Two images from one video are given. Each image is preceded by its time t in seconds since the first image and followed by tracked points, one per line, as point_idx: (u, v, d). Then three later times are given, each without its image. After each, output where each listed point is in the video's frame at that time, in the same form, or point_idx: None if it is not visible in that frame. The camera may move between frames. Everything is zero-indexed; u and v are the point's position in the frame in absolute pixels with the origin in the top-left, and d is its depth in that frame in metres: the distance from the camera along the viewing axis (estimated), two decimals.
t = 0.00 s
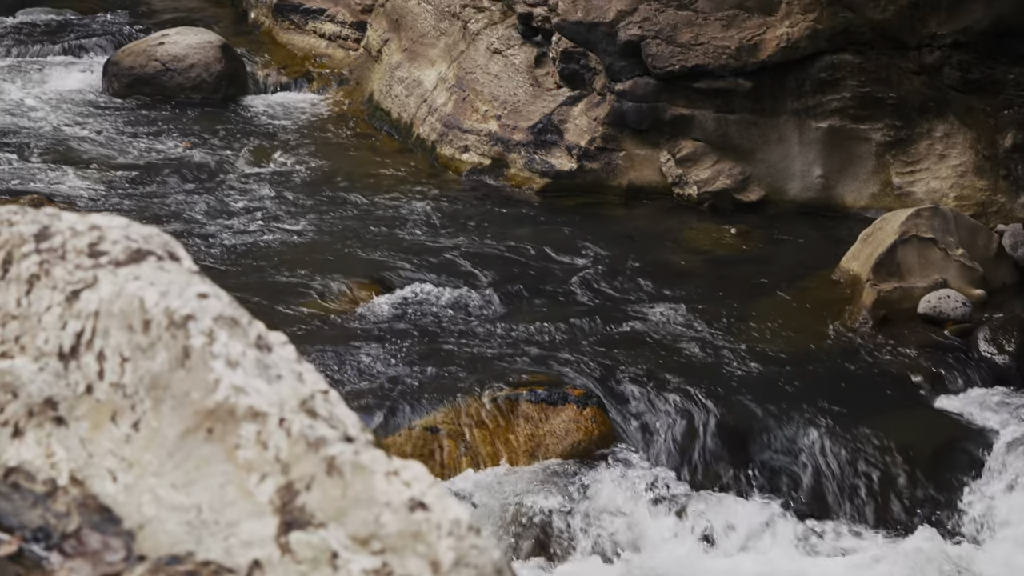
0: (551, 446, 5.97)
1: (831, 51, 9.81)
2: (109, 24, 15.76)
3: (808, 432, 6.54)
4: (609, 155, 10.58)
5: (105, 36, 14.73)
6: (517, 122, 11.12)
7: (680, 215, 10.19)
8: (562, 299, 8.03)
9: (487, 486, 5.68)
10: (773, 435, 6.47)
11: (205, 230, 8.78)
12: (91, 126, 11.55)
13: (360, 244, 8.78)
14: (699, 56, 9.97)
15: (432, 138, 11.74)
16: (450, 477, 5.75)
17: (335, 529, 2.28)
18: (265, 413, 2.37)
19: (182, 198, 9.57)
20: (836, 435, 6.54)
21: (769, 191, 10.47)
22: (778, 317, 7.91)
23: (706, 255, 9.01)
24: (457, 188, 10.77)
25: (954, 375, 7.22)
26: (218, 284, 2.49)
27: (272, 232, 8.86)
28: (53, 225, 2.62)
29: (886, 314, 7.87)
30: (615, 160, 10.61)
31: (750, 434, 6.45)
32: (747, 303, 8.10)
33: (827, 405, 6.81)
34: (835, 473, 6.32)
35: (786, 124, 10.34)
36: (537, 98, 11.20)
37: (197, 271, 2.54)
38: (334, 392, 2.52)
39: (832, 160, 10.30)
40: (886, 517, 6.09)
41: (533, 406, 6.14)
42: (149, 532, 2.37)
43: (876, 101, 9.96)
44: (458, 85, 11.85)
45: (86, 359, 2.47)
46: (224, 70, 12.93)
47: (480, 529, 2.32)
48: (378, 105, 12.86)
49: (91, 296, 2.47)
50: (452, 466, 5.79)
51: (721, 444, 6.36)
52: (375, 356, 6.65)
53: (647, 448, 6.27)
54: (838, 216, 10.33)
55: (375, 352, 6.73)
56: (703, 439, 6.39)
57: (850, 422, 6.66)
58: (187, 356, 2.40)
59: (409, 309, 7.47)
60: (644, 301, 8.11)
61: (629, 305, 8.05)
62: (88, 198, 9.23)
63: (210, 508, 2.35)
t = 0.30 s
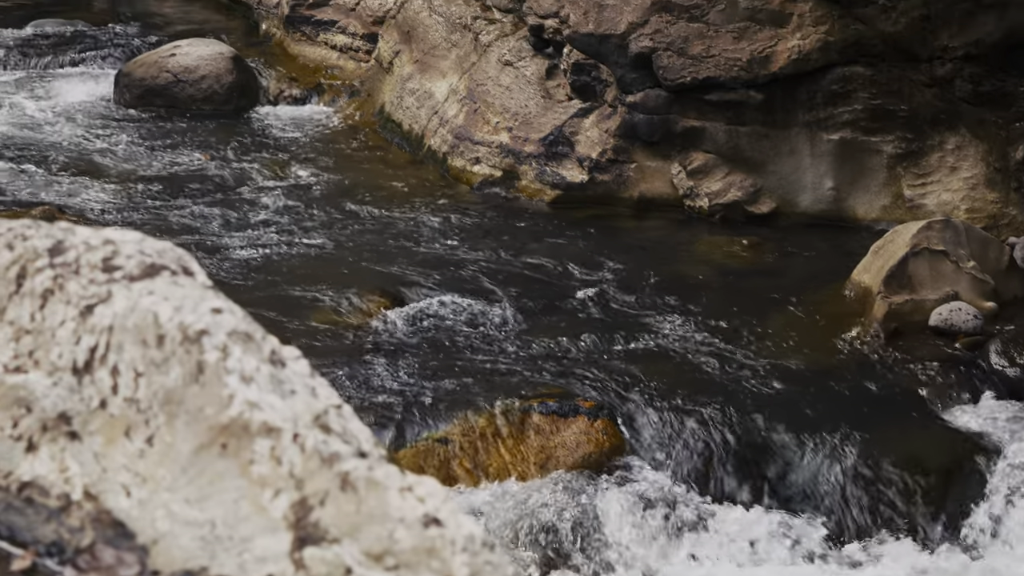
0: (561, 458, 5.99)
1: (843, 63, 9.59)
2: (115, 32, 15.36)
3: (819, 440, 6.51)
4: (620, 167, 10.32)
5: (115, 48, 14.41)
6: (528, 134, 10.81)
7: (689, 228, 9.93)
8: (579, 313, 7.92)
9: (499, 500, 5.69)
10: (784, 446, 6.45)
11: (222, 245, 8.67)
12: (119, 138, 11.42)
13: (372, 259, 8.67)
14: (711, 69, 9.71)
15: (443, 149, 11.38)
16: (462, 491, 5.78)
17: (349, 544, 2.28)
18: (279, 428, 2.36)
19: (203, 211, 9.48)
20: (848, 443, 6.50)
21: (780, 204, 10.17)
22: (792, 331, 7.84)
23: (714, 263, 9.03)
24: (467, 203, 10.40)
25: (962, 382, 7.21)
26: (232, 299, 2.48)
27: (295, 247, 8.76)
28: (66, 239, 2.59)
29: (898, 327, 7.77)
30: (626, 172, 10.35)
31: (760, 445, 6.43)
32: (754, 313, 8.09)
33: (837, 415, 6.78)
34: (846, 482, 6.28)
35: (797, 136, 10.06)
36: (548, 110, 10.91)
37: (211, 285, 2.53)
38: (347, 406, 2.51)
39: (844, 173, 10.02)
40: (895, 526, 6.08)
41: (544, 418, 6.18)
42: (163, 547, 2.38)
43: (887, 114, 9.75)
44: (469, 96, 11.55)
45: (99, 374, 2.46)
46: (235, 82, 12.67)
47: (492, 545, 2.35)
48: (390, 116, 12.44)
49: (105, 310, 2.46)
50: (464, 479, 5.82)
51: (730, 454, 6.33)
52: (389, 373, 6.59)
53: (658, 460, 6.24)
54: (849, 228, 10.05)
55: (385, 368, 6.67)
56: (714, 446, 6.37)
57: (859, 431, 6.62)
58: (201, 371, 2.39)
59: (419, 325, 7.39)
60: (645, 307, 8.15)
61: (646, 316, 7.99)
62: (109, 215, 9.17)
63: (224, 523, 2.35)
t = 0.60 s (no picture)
0: (574, 468, 6.30)
1: (854, 75, 9.99)
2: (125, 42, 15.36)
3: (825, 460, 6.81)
4: (632, 178, 10.55)
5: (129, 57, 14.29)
6: (540, 145, 11.02)
7: (700, 240, 10.23)
8: (596, 325, 8.09)
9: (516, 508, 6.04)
10: (790, 466, 6.76)
11: (240, 257, 8.66)
12: (138, 150, 11.41)
13: (389, 271, 8.73)
14: (724, 79, 10.01)
15: (455, 160, 11.57)
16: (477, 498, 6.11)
17: (363, 559, 2.28)
18: (293, 443, 2.35)
19: (223, 223, 9.50)
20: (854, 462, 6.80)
21: (792, 215, 10.48)
22: (796, 342, 8.02)
23: (725, 273, 9.21)
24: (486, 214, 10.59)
25: (959, 394, 7.48)
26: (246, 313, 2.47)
27: (314, 260, 8.80)
28: (80, 252, 2.59)
29: (909, 339, 8.03)
30: (638, 183, 10.59)
31: (767, 466, 6.74)
32: (763, 324, 8.27)
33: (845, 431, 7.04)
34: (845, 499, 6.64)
35: (809, 147, 10.40)
36: (560, 121, 11.13)
37: (225, 299, 2.53)
38: (361, 420, 2.51)
39: (855, 184, 10.39)
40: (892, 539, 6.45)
41: (556, 430, 6.47)
42: (178, 560, 2.38)
43: (899, 125, 10.15)
44: (481, 107, 11.72)
45: (114, 388, 2.46)
46: (247, 93, 12.74)
47: (508, 559, 2.36)
48: (401, 127, 12.53)
49: (121, 323, 2.46)
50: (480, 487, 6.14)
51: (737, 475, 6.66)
52: (412, 388, 6.79)
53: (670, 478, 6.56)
54: (860, 237, 10.43)
55: (404, 387, 6.86)
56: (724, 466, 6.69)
57: (863, 447, 6.91)
58: (216, 385, 2.39)
59: (438, 335, 7.58)
60: (650, 319, 8.32)
61: (663, 329, 8.16)
62: (125, 227, 9.12)
63: (239, 537, 2.35)
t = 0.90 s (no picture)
0: (585, 479, 6.02)
1: (867, 86, 9.60)
2: (139, 52, 15.35)
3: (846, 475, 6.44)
4: (644, 188, 10.28)
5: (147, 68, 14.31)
6: (552, 156, 10.78)
7: (710, 251, 9.92)
8: (614, 338, 7.90)
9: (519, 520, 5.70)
10: (808, 477, 6.43)
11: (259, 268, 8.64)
12: (157, 161, 11.38)
13: (405, 284, 8.61)
14: (735, 90, 9.66)
15: (467, 171, 11.38)
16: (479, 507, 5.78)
17: (379, 573, 2.27)
18: (309, 456, 2.34)
19: (243, 236, 9.43)
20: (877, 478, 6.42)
21: (804, 227, 10.12)
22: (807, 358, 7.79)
23: (738, 287, 9.00)
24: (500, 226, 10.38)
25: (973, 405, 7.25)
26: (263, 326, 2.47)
27: (331, 273, 8.70)
28: (95, 265, 2.57)
29: (922, 350, 7.76)
30: (650, 195, 10.31)
31: (782, 480, 6.41)
32: (772, 336, 8.10)
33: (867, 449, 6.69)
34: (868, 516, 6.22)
35: (821, 158, 10.03)
36: (572, 131, 10.87)
37: (241, 311, 2.52)
38: (376, 433, 2.49)
39: (868, 196, 10.02)
40: (918, 556, 6.02)
41: (567, 440, 6.18)
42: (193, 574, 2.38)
43: (911, 136, 9.75)
44: (492, 118, 11.50)
45: (129, 401, 2.46)
46: (259, 103, 12.64)
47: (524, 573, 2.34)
48: (413, 138, 12.39)
49: (136, 335, 2.46)
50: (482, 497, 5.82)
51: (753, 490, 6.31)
52: (419, 400, 6.54)
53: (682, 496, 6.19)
54: (872, 249, 10.06)
55: (417, 395, 6.63)
56: (737, 481, 6.37)
57: (882, 462, 6.56)
58: (231, 399, 2.38)
59: (449, 347, 7.41)
60: (662, 334, 8.07)
61: (682, 346, 7.86)
62: (140, 238, 9.08)
63: (254, 550, 2.35)
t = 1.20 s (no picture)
0: (596, 491, 6.19)
1: (879, 96, 9.67)
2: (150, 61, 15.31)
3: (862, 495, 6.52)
4: (655, 200, 10.27)
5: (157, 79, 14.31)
6: (563, 166, 10.77)
7: (724, 261, 9.91)
8: (629, 352, 7.85)
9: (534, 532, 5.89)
10: (814, 486, 6.57)
11: (274, 281, 8.64)
12: (174, 172, 11.39)
13: (423, 297, 8.59)
14: (748, 101, 9.68)
15: (478, 181, 11.36)
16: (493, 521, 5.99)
17: None
18: (323, 470, 2.34)
19: (262, 249, 9.43)
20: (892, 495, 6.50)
21: (816, 237, 10.13)
22: (820, 369, 7.80)
23: (749, 296, 9.00)
24: (509, 236, 10.38)
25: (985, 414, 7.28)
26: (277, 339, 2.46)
27: (360, 287, 8.69)
28: (110, 277, 2.57)
29: (933, 361, 7.75)
30: (661, 206, 10.29)
31: (788, 488, 6.56)
32: (782, 350, 8.03)
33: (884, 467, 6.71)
34: (880, 539, 6.30)
35: (833, 169, 10.09)
36: (584, 141, 10.87)
37: (255, 324, 2.52)
38: (390, 446, 2.49)
39: (879, 207, 10.06)
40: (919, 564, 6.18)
41: (579, 451, 6.35)
42: None
43: (923, 147, 9.84)
44: (504, 128, 11.50)
45: (144, 414, 2.45)
46: (270, 113, 12.64)
47: None
48: (424, 148, 12.39)
49: (150, 349, 2.45)
50: (496, 510, 6.03)
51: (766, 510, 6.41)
52: (432, 414, 6.63)
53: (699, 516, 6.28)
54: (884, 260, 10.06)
55: (433, 411, 6.70)
56: (743, 490, 6.54)
57: (888, 470, 6.70)
58: (246, 412, 2.38)
59: (461, 361, 7.41)
60: (670, 347, 8.02)
61: (701, 360, 7.82)
62: (151, 252, 9.07)
63: (269, 563, 2.34)
